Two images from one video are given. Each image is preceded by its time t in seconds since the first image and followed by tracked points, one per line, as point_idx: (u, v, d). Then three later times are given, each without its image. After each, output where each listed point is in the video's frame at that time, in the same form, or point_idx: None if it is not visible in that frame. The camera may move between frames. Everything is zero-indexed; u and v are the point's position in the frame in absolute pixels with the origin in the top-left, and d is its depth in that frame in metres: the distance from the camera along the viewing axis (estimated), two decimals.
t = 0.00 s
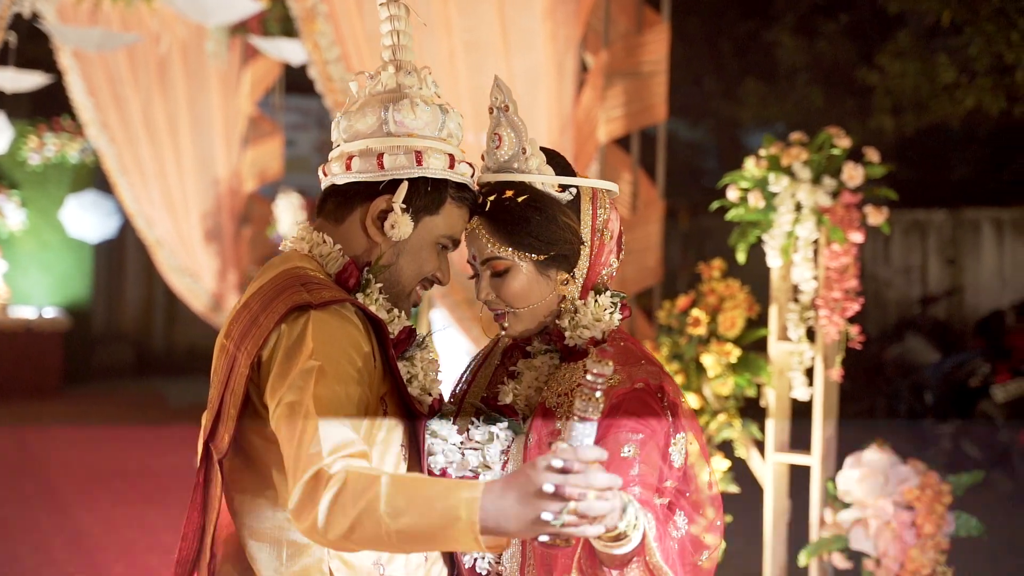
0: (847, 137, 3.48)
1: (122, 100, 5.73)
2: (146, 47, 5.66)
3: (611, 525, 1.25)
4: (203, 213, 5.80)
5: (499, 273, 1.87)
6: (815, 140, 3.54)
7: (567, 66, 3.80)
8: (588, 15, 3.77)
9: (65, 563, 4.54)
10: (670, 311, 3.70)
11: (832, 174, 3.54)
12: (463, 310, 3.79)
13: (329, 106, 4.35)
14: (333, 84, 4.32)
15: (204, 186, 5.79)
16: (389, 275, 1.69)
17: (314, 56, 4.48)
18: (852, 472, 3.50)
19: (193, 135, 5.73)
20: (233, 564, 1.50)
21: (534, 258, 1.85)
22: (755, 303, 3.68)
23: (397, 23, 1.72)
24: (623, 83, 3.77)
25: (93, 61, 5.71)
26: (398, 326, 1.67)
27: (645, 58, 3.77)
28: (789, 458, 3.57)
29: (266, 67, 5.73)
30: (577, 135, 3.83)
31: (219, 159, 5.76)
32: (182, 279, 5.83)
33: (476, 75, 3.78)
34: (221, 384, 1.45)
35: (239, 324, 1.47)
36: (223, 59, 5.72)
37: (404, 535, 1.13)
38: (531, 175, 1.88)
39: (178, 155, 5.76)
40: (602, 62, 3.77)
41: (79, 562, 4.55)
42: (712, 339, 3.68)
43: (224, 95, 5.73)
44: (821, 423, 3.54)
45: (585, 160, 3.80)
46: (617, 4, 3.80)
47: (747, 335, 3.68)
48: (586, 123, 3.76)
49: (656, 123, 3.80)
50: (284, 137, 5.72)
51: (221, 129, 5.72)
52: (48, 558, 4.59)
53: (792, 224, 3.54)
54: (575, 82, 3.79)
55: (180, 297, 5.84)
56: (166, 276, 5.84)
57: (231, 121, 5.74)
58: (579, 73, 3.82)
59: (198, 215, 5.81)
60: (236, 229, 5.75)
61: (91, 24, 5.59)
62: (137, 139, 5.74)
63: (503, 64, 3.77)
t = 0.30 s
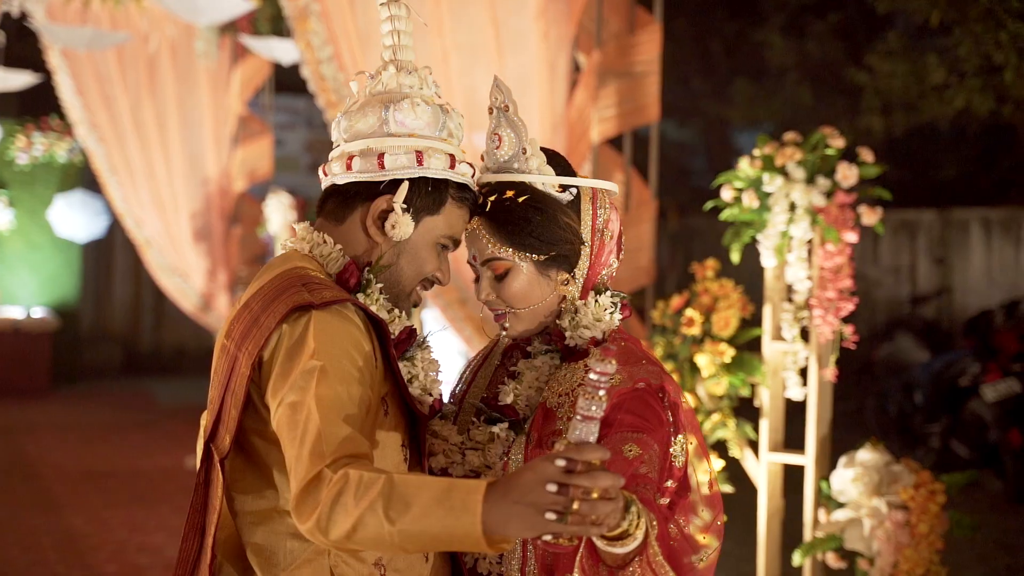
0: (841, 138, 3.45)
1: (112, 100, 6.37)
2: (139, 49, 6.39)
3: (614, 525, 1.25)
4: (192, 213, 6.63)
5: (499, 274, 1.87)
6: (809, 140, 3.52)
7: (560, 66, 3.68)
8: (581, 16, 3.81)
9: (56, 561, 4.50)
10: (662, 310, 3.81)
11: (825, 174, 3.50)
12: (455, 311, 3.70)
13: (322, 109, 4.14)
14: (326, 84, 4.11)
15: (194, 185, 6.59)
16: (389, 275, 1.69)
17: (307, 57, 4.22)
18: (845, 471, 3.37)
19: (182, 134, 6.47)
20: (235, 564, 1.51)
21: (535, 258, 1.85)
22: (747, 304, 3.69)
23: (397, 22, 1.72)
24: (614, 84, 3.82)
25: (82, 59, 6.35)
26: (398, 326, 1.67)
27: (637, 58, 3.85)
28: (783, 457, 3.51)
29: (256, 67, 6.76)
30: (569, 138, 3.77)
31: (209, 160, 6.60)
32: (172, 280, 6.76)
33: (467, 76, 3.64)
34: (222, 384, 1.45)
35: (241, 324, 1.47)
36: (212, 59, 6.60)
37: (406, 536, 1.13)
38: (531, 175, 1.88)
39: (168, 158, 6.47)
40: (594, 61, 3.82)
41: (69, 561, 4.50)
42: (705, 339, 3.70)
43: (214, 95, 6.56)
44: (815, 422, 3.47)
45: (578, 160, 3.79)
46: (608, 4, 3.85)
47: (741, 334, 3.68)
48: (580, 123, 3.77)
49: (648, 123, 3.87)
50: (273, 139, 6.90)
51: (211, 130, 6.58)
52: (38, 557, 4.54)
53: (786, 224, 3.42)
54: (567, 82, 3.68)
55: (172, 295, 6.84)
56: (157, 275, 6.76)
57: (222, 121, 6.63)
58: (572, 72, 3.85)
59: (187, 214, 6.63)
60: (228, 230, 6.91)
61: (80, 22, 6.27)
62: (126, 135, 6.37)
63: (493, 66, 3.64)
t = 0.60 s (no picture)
0: (832, 138, 3.47)
1: (98, 100, 6.33)
2: (125, 48, 6.39)
3: (616, 524, 1.25)
4: (178, 213, 6.72)
5: (497, 274, 1.87)
6: (800, 141, 3.54)
7: (550, 66, 3.58)
8: (572, 15, 3.78)
9: (42, 563, 4.48)
10: (653, 309, 3.78)
11: (817, 174, 3.50)
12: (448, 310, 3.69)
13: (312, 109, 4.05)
14: (317, 84, 4.03)
15: (181, 185, 6.67)
16: (388, 275, 1.68)
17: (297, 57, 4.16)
18: (837, 470, 3.37)
19: (168, 134, 6.53)
20: (234, 564, 1.50)
21: (534, 257, 1.85)
22: (739, 303, 3.68)
23: (395, 22, 1.71)
24: (605, 83, 3.84)
25: (67, 58, 6.30)
26: (397, 326, 1.67)
27: (628, 58, 3.86)
28: (774, 456, 3.52)
29: (243, 66, 6.87)
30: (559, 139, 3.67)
31: (196, 160, 6.69)
32: (158, 279, 6.89)
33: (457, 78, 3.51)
34: (222, 383, 1.44)
35: (240, 323, 1.46)
36: (198, 57, 6.67)
37: (408, 536, 1.13)
38: (530, 175, 1.88)
39: (155, 158, 6.52)
40: (584, 62, 3.77)
41: (55, 562, 4.48)
42: (696, 339, 3.67)
43: (200, 95, 6.64)
44: (806, 421, 3.47)
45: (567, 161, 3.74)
46: (599, 4, 3.83)
47: (732, 334, 3.67)
48: (570, 123, 3.69)
49: (636, 122, 3.89)
50: (259, 139, 7.03)
51: (197, 129, 6.65)
52: (25, 558, 4.52)
53: (777, 223, 3.43)
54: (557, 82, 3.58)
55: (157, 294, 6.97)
56: (144, 276, 6.89)
57: (208, 121, 6.73)
58: (562, 73, 3.79)
59: (174, 214, 6.70)
60: (214, 230, 7.05)
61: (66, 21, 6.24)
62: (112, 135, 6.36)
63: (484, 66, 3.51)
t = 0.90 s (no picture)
0: (823, 138, 3.47)
1: (83, 98, 6.35)
2: (111, 47, 6.36)
3: (617, 522, 1.26)
4: (165, 212, 6.79)
5: (495, 272, 1.87)
6: (791, 140, 3.54)
7: (539, 66, 3.59)
8: (561, 15, 3.75)
9: (29, 562, 4.47)
10: (644, 309, 3.74)
11: (807, 174, 3.51)
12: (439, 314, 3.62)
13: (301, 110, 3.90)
14: (306, 83, 3.90)
15: (167, 184, 6.75)
16: (385, 273, 1.68)
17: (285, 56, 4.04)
18: (828, 469, 3.36)
19: (154, 134, 6.59)
20: (232, 564, 1.50)
21: (531, 256, 1.85)
22: (730, 302, 3.69)
23: (391, 20, 1.71)
24: (595, 82, 3.81)
25: (53, 57, 6.28)
26: (395, 325, 1.66)
27: (618, 58, 3.84)
28: (766, 455, 3.53)
29: (229, 65, 6.85)
30: (549, 135, 3.67)
31: (182, 159, 6.76)
32: (144, 278, 6.96)
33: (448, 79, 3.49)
34: (220, 382, 1.44)
35: (238, 323, 1.45)
36: (184, 57, 6.63)
37: (409, 535, 1.13)
38: (527, 174, 1.87)
39: (141, 158, 6.58)
40: (574, 61, 3.76)
41: (42, 562, 4.48)
42: (687, 338, 3.67)
43: (186, 95, 6.66)
44: (797, 421, 3.48)
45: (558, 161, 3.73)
46: (588, 3, 3.82)
47: (723, 333, 3.67)
48: (560, 123, 3.66)
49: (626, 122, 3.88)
50: (246, 138, 7.07)
51: (183, 130, 6.71)
52: (12, 558, 4.51)
53: (768, 223, 3.44)
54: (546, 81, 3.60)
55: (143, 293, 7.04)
56: (129, 275, 6.96)
57: (194, 121, 6.77)
58: (551, 72, 3.76)
59: (160, 213, 6.77)
60: (200, 229, 7.10)
61: (52, 19, 6.19)
62: (98, 135, 6.40)
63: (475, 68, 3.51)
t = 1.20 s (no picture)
0: (817, 137, 3.49)
1: (71, 98, 6.30)
2: (99, 46, 6.38)
3: (622, 520, 1.26)
4: (153, 211, 6.73)
5: (495, 270, 1.86)
6: (784, 139, 3.56)
7: (531, 65, 3.54)
8: (553, 14, 3.75)
9: (19, 563, 4.45)
10: (637, 308, 3.75)
11: (800, 172, 3.52)
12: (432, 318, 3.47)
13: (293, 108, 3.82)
14: (298, 82, 3.80)
15: (156, 184, 6.72)
16: (386, 272, 1.68)
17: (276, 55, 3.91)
18: (822, 467, 3.39)
19: (142, 135, 6.57)
20: (233, 563, 1.49)
21: (531, 255, 1.85)
22: (723, 301, 3.69)
23: (391, 18, 1.71)
24: (587, 81, 3.79)
25: (40, 57, 6.25)
26: (396, 323, 1.66)
27: (609, 57, 3.84)
28: (759, 454, 3.55)
29: (217, 64, 6.95)
30: (541, 134, 3.66)
31: (169, 158, 6.74)
32: (132, 278, 6.85)
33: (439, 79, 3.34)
34: (221, 380, 1.44)
35: (240, 321, 1.45)
36: (172, 56, 6.69)
37: (414, 533, 1.13)
38: (527, 172, 1.87)
39: (129, 159, 6.54)
40: (566, 60, 3.76)
41: (32, 562, 4.46)
42: (681, 337, 3.66)
43: (175, 94, 6.70)
44: (790, 420, 3.49)
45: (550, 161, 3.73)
46: (580, 3, 3.84)
47: (717, 332, 3.67)
48: (552, 122, 3.67)
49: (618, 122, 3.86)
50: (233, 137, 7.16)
51: (172, 129, 6.72)
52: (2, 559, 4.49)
53: (762, 222, 3.45)
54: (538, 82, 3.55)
55: (130, 293, 6.93)
56: (117, 275, 6.83)
57: (182, 119, 6.79)
58: (543, 71, 3.76)
59: (148, 213, 6.71)
60: (189, 228, 7.06)
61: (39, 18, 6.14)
62: (86, 136, 6.33)
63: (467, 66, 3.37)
